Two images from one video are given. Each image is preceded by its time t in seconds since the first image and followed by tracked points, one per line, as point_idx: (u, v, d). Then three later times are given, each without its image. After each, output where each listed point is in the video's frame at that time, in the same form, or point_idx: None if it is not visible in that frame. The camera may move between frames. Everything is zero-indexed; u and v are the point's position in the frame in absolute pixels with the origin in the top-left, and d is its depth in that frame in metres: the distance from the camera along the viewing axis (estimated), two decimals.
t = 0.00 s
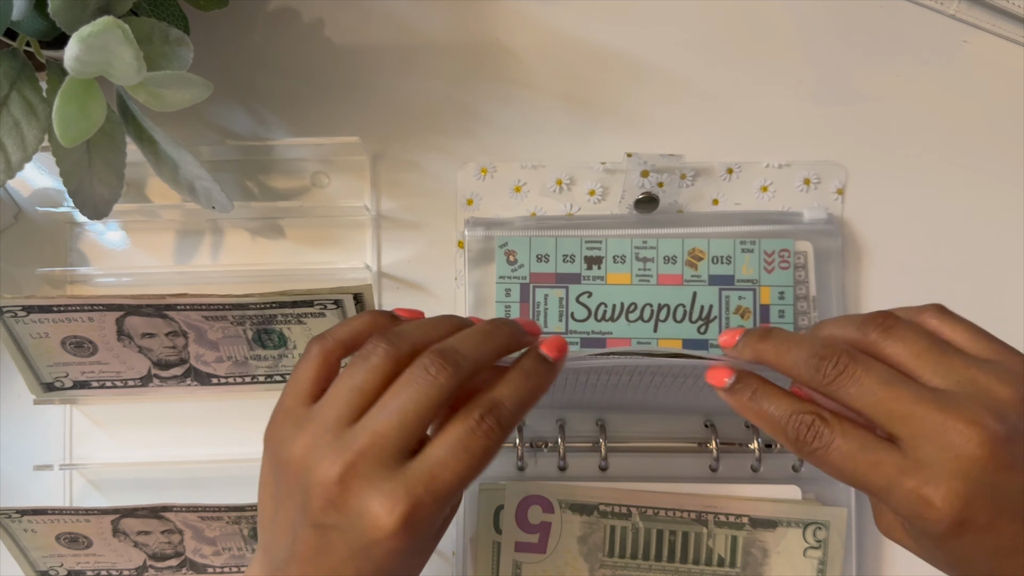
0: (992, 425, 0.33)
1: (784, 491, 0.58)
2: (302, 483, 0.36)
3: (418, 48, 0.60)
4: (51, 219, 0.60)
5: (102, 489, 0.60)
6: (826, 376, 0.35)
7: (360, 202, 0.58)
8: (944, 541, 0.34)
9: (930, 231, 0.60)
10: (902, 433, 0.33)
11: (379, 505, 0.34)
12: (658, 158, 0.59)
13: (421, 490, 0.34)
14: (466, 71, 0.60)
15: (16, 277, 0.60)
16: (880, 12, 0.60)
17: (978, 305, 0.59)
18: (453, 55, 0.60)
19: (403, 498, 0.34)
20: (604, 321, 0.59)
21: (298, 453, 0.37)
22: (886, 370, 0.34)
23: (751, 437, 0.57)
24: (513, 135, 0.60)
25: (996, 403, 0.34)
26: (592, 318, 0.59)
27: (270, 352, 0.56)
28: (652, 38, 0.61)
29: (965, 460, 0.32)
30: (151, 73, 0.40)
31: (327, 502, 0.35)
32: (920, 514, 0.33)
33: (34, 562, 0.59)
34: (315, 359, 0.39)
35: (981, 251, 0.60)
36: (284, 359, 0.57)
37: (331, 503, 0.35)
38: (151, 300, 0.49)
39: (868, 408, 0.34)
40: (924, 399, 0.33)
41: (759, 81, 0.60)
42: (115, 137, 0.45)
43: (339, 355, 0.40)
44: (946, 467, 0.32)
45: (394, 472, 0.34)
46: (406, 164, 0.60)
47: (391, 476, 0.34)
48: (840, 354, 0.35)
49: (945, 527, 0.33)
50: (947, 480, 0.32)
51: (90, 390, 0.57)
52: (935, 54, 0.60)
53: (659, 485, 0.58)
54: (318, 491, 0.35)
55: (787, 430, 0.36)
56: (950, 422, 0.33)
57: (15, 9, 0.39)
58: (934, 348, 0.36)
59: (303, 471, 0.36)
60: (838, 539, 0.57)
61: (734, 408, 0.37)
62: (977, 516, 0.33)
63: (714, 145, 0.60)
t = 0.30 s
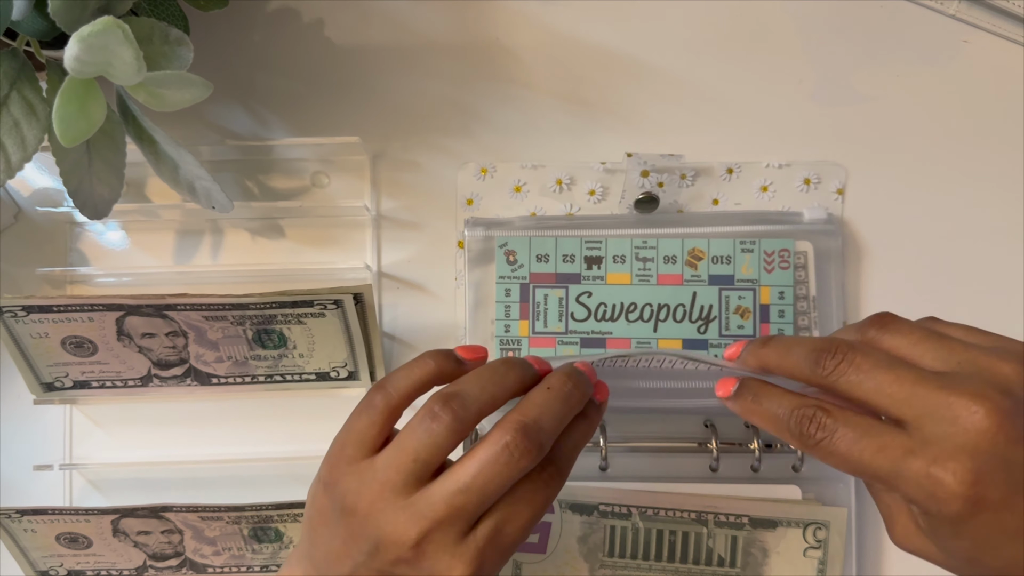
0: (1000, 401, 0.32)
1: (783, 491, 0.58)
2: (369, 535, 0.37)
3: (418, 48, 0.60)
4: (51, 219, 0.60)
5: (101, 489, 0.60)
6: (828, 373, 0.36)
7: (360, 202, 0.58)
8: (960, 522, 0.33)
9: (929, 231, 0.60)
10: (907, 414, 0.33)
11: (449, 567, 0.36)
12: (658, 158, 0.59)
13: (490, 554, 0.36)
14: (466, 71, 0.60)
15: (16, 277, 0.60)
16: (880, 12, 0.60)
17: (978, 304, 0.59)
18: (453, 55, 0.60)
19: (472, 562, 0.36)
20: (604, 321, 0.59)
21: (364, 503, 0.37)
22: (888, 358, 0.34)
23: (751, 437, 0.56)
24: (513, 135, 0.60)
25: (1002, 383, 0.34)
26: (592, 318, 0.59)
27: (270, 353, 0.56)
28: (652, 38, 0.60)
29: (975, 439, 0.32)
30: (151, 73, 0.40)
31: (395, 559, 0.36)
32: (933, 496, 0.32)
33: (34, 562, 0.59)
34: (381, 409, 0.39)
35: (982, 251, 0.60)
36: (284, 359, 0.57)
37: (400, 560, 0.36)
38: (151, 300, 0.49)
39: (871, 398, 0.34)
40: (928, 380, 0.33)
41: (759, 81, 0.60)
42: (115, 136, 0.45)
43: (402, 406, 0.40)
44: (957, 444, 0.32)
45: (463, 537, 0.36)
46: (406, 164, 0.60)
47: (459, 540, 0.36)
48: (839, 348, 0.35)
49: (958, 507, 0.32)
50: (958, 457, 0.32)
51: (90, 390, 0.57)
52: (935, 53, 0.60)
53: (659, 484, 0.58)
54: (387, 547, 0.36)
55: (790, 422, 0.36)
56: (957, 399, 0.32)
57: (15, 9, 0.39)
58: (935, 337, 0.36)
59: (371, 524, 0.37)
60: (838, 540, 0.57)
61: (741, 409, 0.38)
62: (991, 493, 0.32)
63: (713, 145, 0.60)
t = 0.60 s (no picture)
0: (974, 352, 0.32)
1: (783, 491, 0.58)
2: (348, 521, 0.38)
3: (418, 48, 0.60)
4: (51, 219, 0.60)
5: (102, 489, 0.60)
6: (806, 350, 0.35)
7: (360, 202, 0.58)
8: (941, 481, 0.31)
9: (929, 231, 0.60)
10: (876, 373, 0.33)
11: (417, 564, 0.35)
12: (657, 158, 0.59)
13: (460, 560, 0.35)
14: (466, 71, 0.60)
15: (16, 277, 0.60)
16: (880, 12, 0.61)
17: (977, 304, 0.59)
18: (453, 55, 0.60)
19: (438, 563, 0.35)
20: (604, 321, 0.59)
21: (346, 489, 0.38)
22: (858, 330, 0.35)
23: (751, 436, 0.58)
24: (513, 135, 0.60)
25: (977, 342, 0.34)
26: (591, 318, 0.59)
27: (270, 353, 0.56)
28: (652, 38, 0.61)
29: (948, 390, 0.31)
30: (152, 74, 0.40)
31: (368, 547, 0.37)
32: (907, 450, 0.31)
33: (35, 561, 0.59)
34: (362, 395, 0.39)
35: (980, 251, 0.60)
36: (284, 359, 0.57)
37: (373, 550, 0.37)
38: (152, 300, 0.50)
39: (845, 365, 0.34)
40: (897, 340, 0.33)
41: (759, 81, 0.61)
42: (115, 136, 0.45)
43: (383, 393, 0.40)
44: (929, 393, 0.31)
45: (432, 535, 0.35)
46: (406, 164, 0.60)
47: (427, 538, 0.35)
48: (818, 328, 0.36)
49: (935, 463, 0.31)
50: (930, 406, 0.31)
51: (91, 390, 0.57)
52: (934, 54, 0.60)
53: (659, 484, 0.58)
54: (361, 535, 0.37)
55: (755, 392, 0.34)
56: (927, 351, 0.32)
57: (16, 9, 0.39)
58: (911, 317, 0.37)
59: (350, 510, 0.37)
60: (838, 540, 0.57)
61: (717, 394, 0.37)
62: (969, 446, 0.31)
63: (713, 145, 0.60)
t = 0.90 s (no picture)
0: (923, 358, 0.32)
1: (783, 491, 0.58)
2: (361, 491, 0.39)
3: (418, 48, 0.60)
4: (51, 219, 0.60)
5: (102, 489, 0.60)
6: (768, 336, 0.35)
7: (360, 202, 0.58)
8: (877, 482, 0.31)
9: (928, 231, 0.60)
10: (828, 367, 0.33)
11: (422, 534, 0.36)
12: (657, 158, 0.59)
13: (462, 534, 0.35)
14: (465, 71, 0.60)
15: (16, 277, 0.60)
16: (880, 12, 0.61)
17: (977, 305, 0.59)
18: (453, 55, 0.60)
19: (444, 535, 0.36)
20: (604, 321, 0.59)
21: (362, 460, 0.40)
22: (821, 321, 0.34)
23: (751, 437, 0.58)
24: (513, 135, 0.60)
25: (932, 343, 0.33)
26: (592, 318, 0.59)
27: (270, 352, 0.56)
28: (652, 38, 0.61)
29: (897, 401, 0.31)
30: (151, 74, 0.40)
31: (376, 516, 0.38)
32: (844, 451, 0.31)
33: (35, 561, 0.59)
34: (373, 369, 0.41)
35: (980, 251, 0.60)
36: (284, 359, 0.57)
37: (380, 519, 0.37)
38: (152, 300, 0.50)
39: (800, 357, 0.34)
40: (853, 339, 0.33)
41: (759, 81, 0.61)
42: (115, 137, 0.45)
43: (392, 367, 0.42)
44: (870, 396, 0.31)
45: (442, 505, 0.36)
46: (406, 165, 0.60)
47: (439, 504, 0.36)
48: (781, 313, 0.35)
49: (873, 465, 0.31)
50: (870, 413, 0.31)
51: (90, 390, 0.57)
52: (934, 54, 0.60)
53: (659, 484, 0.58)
54: (372, 504, 0.38)
55: (720, 381, 0.35)
56: (878, 354, 0.32)
57: (16, 9, 0.39)
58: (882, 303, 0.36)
59: (363, 480, 0.39)
60: (838, 539, 0.57)
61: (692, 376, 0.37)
62: (908, 449, 0.31)
63: (713, 145, 0.60)
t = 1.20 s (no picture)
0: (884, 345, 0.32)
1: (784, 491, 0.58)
2: (338, 480, 0.39)
3: (418, 48, 0.60)
4: (51, 219, 0.60)
5: (102, 489, 0.60)
6: (729, 276, 0.35)
7: (360, 202, 0.58)
8: (837, 456, 0.32)
9: (928, 230, 0.60)
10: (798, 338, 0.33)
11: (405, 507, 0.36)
12: (657, 158, 0.59)
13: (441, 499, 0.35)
14: (466, 71, 0.60)
15: (16, 277, 0.60)
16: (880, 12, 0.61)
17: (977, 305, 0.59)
18: (453, 56, 0.60)
19: (423, 500, 0.35)
20: (604, 321, 0.59)
21: (335, 450, 0.39)
22: (791, 277, 0.34)
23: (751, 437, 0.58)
24: (513, 135, 0.60)
25: (897, 334, 0.33)
26: (592, 318, 0.59)
27: (270, 353, 0.56)
28: (652, 38, 0.61)
29: (850, 378, 0.31)
30: (151, 73, 0.40)
31: (358, 504, 0.37)
32: (806, 426, 0.32)
33: (35, 561, 0.59)
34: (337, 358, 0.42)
35: (980, 252, 0.60)
36: (284, 359, 0.57)
37: (362, 501, 0.37)
38: (152, 300, 0.50)
39: (772, 321, 0.34)
40: (835, 313, 0.33)
41: (759, 81, 0.61)
42: (115, 136, 0.45)
43: (359, 353, 0.42)
44: (830, 375, 0.32)
45: (417, 474, 0.36)
46: (406, 165, 0.60)
47: (415, 473, 0.36)
48: (750, 257, 0.35)
49: (834, 438, 0.32)
50: (834, 387, 0.31)
51: (90, 390, 0.57)
52: (935, 53, 0.60)
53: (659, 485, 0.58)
54: (351, 491, 0.38)
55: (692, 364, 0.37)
56: (845, 333, 0.32)
57: (16, 9, 0.39)
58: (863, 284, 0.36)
59: (340, 466, 0.39)
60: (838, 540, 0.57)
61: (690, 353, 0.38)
62: (866, 419, 0.31)
63: (713, 145, 0.60)
